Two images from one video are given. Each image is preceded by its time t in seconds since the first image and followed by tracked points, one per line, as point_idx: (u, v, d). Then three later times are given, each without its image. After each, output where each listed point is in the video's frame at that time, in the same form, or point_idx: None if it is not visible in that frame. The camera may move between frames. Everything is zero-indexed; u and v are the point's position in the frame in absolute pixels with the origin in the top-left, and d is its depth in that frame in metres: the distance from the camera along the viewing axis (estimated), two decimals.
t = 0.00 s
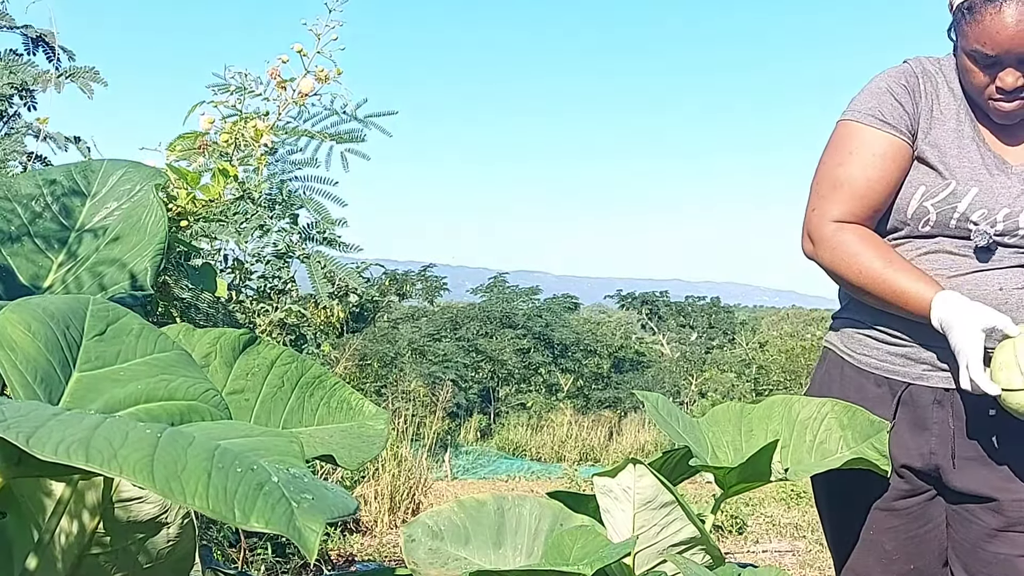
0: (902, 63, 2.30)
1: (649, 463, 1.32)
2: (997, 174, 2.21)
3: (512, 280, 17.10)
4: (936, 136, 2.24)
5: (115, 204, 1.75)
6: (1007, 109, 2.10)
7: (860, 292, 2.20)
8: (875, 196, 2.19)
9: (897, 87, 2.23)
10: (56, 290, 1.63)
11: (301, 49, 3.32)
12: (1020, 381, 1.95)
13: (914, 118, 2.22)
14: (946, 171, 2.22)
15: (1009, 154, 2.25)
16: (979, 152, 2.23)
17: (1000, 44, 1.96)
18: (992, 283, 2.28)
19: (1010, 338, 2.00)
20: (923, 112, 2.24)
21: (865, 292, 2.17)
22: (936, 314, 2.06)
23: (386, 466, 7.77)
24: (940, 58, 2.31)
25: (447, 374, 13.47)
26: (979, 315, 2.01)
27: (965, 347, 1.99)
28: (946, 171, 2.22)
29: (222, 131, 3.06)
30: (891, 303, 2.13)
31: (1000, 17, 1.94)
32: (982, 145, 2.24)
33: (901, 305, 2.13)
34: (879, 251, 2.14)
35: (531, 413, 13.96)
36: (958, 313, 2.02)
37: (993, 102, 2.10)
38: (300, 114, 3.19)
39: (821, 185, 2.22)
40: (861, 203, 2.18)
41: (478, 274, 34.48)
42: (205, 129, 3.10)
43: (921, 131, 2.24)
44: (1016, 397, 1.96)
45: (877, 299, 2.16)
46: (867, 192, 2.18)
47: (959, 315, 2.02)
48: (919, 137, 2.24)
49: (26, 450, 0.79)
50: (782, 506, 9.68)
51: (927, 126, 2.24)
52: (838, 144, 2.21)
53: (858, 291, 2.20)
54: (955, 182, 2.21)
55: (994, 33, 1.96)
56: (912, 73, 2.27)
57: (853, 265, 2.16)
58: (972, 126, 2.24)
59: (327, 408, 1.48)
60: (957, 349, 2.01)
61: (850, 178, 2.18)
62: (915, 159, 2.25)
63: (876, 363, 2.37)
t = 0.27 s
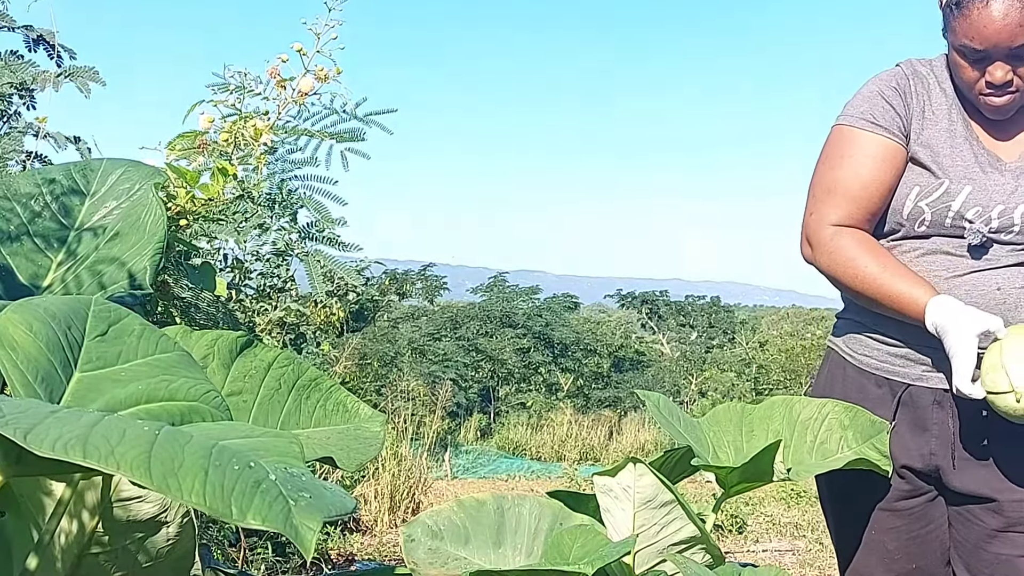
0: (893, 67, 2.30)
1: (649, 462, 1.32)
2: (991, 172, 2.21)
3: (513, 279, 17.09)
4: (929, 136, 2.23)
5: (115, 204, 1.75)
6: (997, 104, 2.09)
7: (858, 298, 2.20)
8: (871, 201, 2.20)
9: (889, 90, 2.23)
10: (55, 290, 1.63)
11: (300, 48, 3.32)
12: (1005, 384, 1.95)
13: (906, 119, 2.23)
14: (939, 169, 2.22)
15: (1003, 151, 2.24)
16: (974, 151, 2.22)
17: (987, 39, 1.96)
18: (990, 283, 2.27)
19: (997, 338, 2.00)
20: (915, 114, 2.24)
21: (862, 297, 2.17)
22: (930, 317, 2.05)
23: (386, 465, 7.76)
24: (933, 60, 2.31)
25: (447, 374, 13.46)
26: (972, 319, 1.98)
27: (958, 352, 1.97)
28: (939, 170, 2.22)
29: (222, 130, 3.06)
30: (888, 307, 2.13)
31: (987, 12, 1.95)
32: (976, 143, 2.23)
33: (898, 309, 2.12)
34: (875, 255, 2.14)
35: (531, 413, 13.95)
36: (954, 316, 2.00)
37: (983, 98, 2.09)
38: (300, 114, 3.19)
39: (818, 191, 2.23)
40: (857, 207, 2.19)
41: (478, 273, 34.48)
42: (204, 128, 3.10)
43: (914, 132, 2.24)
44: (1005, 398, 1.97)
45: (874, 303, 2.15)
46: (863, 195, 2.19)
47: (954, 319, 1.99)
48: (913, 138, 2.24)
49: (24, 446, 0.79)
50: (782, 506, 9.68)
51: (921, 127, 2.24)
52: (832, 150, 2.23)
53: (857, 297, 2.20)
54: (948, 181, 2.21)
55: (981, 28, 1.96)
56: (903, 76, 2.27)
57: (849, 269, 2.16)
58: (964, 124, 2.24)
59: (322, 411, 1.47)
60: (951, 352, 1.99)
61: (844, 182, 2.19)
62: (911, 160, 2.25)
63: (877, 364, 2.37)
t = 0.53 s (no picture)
0: (890, 68, 2.31)
1: (649, 462, 1.32)
2: (987, 173, 2.21)
3: (513, 280, 17.10)
4: (926, 136, 2.24)
5: (115, 204, 1.75)
6: (990, 104, 2.09)
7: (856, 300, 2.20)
8: (868, 203, 2.20)
9: (886, 92, 2.24)
10: (55, 289, 1.63)
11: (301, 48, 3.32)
12: (1004, 389, 1.89)
13: (902, 121, 2.23)
14: (934, 171, 2.22)
15: (1000, 152, 2.24)
16: (971, 152, 2.22)
17: (977, 40, 1.96)
18: (987, 283, 2.27)
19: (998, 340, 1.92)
20: (912, 115, 2.25)
21: (860, 299, 2.17)
22: (927, 319, 2.05)
23: (386, 465, 7.77)
24: (931, 60, 2.31)
25: (448, 374, 13.46)
26: (970, 320, 1.98)
27: (955, 353, 1.95)
28: (934, 172, 2.22)
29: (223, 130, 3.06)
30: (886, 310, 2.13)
31: (977, 13, 1.95)
32: (972, 144, 2.23)
33: (894, 311, 2.12)
34: (872, 256, 2.15)
35: (531, 413, 13.96)
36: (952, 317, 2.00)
37: (977, 97, 2.09)
38: (300, 114, 3.19)
39: (816, 192, 2.24)
40: (854, 208, 2.20)
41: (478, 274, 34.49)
42: (204, 129, 3.10)
43: (911, 133, 2.24)
44: (1003, 404, 1.90)
45: (871, 305, 2.16)
46: (860, 197, 2.19)
47: (952, 321, 1.99)
48: (910, 139, 2.24)
49: (32, 448, 0.79)
50: (782, 506, 9.67)
51: (918, 128, 2.24)
52: (830, 151, 2.23)
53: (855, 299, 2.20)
54: (944, 182, 2.21)
55: (971, 29, 1.96)
56: (899, 77, 2.28)
57: (847, 271, 2.17)
58: (961, 125, 2.23)
59: (322, 410, 1.47)
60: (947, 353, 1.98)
61: (842, 184, 2.19)
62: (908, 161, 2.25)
63: (875, 364, 2.37)
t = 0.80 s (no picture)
0: (891, 66, 2.31)
1: (649, 462, 1.32)
2: (986, 173, 2.20)
3: (513, 279, 17.10)
4: (926, 136, 2.24)
5: (115, 204, 1.75)
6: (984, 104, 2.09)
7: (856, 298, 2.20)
8: (868, 202, 2.21)
9: (885, 90, 2.24)
10: (56, 290, 1.63)
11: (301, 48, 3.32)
12: (997, 385, 1.86)
13: (901, 120, 2.23)
14: (933, 171, 2.22)
15: (999, 152, 2.24)
16: (970, 151, 2.22)
17: (969, 40, 1.97)
18: (985, 284, 2.27)
19: (995, 339, 1.90)
20: (911, 114, 2.25)
21: (859, 297, 2.17)
22: (925, 316, 2.04)
23: (386, 465, 7.77)
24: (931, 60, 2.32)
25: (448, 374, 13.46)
26: (970, 319, 1.97)
27: (951, 351, 1.96)
28: (933, 172, 2.22)
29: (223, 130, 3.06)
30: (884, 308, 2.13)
31: (970, 13, 1.95)
32: (971, 143, 2.23)
33: (892, 309, 2.12)
34: (871, 254, 2.15)
35: (531, 413, 13.96)
36: (949, 314, 2.00)
37: (971, 97, 2.09)
38: (300, 114, 3.19)
39: (816, 191, 2.25)
40: (854, 206, 2.20)
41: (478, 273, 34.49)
42: (205, 128, 3.10)
43: (911, 132, 2.24)
44: (994, 401, 1.87)
45: (871, 303, 2.16)
46: (860, 195, 2.20)
47: (950, 319, 1.99)
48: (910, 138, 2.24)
49: (26, 450, 0.79)
50: (782, 506, 9.68)
51: (918, 127, 2.24)
52: (830, 150, 2.24)
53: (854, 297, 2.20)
54: (942, 183, 2.22)
55: (964, 29, 1.96)
56: (900, 75, 2.28)
57: (846, 269, 2.17)
58: (962, 124, 2.23)
59: (325, 411, 1.47)
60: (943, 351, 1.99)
61: (841, 182, 2.20)
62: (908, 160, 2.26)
63: (873, 364, 2.37)
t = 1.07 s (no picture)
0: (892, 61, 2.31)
1: (649, 462, 1.32)
2: (985, 172, 2.20)
3: (513, 280, 17.10)
4: (927, 134, 2.23)
5: (115, 203, 1.75)
6: (982, 104, 2.08)
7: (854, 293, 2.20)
8: (867, 197, 2.21)
9: (886, 85, 2.24)
10: (56, 289, 1.63)
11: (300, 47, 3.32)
12: (992, 385, 1.86)
13: (901, 115, 2.23)
14: (931, 169, 2.22)
15: (999, 151, 2.24)
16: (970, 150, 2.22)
17: (967, 40, 1.97)
18: (983, 283, 2.27)
19: (993, 339, 1.90)
20: (912, 110, 2.24)
21: (859, 292, 2.16)
22: (926, 312, 2.04)
23: (386, 465, 7.77)
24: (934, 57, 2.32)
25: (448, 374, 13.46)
26: (969, 317, 1.97)
27: (948, 348, 1.96)
28: (932, 170, 2.22)
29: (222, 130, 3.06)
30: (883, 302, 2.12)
31: (969, 13, 1.95)
32: (971, 141, 2.23)
33: (893, 304, 2.11)
34: (872, 249, 2.14)
35: (531, 413, 13.96)
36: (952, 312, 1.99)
37: (970, 97, 2.09)
38: (299, 113, 3.19)
39: (817, 185, 2.24)
40: (854, 201, 2.20)
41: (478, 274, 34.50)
42: (204, 128, 3.10)
43: (912, 129, 2.24)
44: (988, 401, 1.87)
45: (870, 297, 2.15)
46: (860, 191, 2.20)
47: (950, 316, 1.98)
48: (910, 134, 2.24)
49: (24, 449, 0.79)
50: (782, 506, 9.67)
51: (919, 124, 2.24)
52: (831, 144, 2.24)
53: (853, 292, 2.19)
54: (941, 181, 2.21)
55: (961, 29, 1.96)
56: (901, 71, 2.28)
57: (847, 263, 2.16)
58: (964, 122, 2.23)
59: (323, 410, 1.47)
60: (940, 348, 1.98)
61: (842, 176, 2.20)
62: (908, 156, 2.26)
63: (872, 363, 2.37)
